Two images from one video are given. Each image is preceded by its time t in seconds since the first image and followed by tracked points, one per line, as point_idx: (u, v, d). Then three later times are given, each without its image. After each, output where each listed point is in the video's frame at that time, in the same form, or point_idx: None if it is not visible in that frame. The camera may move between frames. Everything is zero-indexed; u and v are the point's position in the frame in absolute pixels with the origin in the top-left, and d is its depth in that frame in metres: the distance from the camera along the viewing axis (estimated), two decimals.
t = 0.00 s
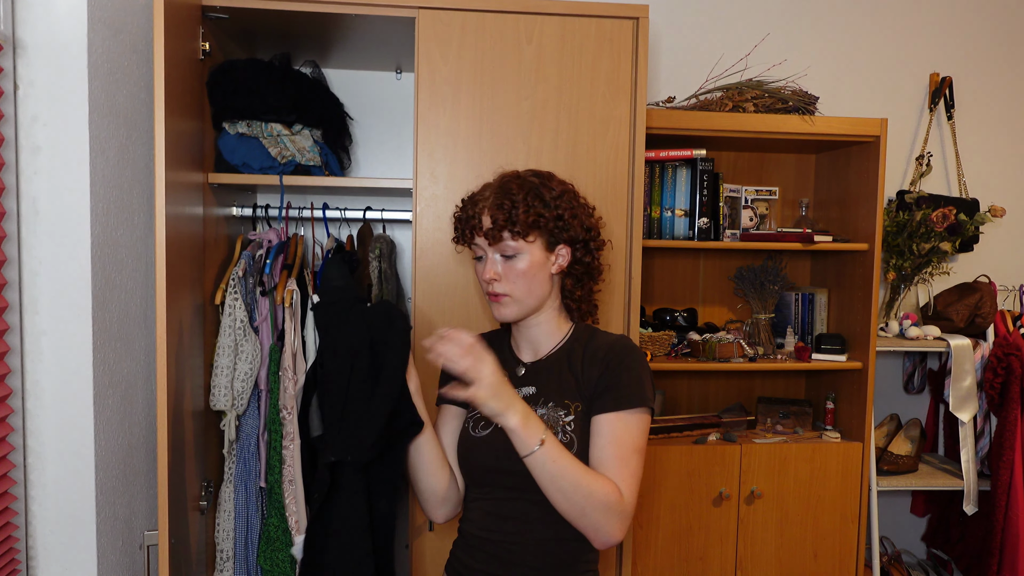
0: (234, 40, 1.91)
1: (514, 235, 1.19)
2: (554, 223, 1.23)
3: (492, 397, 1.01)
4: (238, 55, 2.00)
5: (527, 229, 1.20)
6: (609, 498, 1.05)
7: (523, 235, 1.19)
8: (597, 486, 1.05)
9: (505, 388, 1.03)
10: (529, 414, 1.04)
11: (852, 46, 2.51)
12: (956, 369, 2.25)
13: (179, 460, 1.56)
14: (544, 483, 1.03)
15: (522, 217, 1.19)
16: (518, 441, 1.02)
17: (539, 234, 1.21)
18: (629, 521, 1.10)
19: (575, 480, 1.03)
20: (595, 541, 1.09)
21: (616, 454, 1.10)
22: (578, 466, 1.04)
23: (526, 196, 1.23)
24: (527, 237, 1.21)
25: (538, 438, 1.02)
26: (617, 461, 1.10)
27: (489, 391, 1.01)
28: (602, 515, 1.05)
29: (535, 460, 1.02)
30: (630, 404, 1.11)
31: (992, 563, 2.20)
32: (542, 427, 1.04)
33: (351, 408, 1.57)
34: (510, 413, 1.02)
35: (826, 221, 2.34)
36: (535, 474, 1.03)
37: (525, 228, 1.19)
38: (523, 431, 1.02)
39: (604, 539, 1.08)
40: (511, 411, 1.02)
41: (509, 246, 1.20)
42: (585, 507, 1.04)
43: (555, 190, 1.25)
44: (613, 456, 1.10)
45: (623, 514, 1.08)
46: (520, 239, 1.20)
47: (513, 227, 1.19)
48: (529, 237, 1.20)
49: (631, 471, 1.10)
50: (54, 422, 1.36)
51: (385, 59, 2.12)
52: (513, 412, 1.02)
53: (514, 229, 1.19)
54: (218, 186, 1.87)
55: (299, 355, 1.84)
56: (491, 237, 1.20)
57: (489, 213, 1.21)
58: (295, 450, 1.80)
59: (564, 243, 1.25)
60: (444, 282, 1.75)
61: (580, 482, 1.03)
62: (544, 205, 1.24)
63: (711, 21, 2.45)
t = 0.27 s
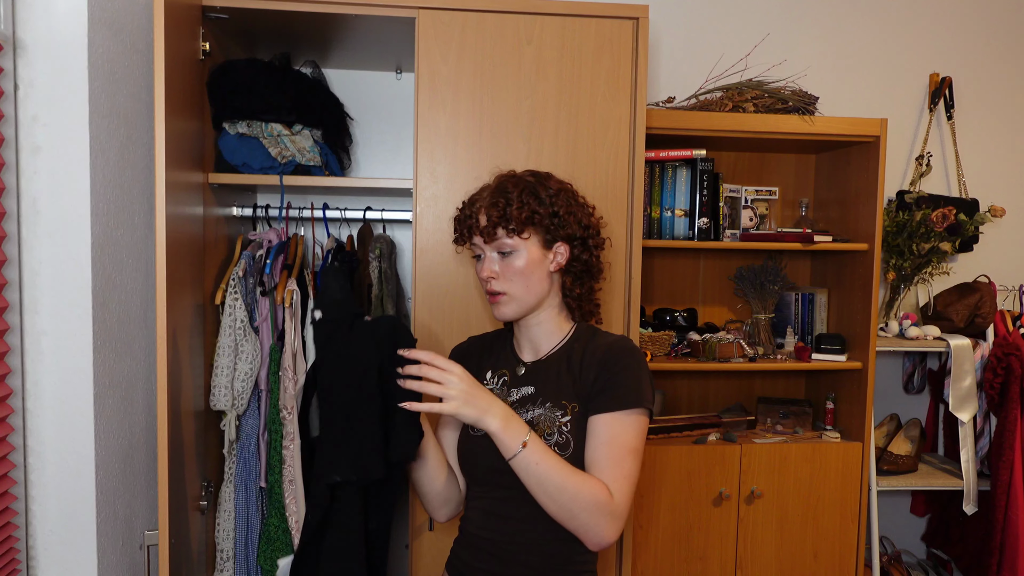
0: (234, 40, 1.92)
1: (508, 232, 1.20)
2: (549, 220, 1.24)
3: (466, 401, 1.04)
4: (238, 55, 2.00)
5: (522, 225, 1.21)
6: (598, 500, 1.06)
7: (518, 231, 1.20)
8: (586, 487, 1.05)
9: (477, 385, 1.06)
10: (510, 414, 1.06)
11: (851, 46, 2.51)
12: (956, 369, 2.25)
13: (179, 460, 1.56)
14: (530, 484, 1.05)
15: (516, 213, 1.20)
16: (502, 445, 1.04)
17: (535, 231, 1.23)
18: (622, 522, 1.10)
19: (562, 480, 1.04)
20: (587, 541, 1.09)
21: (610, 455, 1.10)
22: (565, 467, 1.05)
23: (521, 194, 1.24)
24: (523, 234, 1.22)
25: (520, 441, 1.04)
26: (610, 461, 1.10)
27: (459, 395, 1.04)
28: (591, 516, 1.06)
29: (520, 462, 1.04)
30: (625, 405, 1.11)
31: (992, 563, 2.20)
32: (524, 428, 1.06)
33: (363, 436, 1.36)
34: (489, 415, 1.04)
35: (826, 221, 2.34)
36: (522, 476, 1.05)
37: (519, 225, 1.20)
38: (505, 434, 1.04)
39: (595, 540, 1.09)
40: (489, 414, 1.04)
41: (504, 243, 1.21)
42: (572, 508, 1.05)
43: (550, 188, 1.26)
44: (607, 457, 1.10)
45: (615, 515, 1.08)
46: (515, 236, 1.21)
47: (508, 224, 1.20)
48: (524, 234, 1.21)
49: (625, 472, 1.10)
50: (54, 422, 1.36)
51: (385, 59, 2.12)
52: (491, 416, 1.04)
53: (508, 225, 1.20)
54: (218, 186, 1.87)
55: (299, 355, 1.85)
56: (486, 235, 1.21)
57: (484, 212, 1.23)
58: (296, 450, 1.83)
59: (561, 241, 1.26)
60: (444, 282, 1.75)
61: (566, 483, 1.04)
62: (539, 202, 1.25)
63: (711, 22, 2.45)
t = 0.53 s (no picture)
0: (234, 40, 1.92)
1: (520, 232, 1.20)
2: (559, 222, 1.25)
3: (461, 407, 1.03)
4: (238, 55, 2.00)
5: (534, 226, 1.21)
6: (596, 501, 1.05)
7: (530, 232, 1.21)
8: (584, 488, 1.05)
9: (478, 390, 1.04)
10: (509, 417, 1.05)
11: (851, 46, 2.51)
12: (956, 369, 2.25)
13: (179, 460, 1.56)
14: (527, 484, 1.05)
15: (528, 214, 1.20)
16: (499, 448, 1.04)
17: (546, 233, 1.23)
18: (621, 522, 1.09)
19: (560, 483, 1.04)
20: (585, 541, 1.09)
21: (609, 455, 1.10)
22: (563, 467, 1.05)
23: (532, 195, 1.25)
24: (534, 234, 1.22)
25: (516, 445, 1.04)
26: (609, 461, 1.10)
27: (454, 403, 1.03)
28: (590, 517, 1.05)
29: (517, 465, 1.03)
30: (625, 406, 1.11)
31: (992, 563, 2.20)
32: (522, 430, 1.05)
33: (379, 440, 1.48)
34: (487, 419, 1.03)
35: (826, 221, 2.34)
36: (520, 478, 1.05)
37: (531, 226, 1.21)
38: (501, 439, 1.03)
39: (596, 540, 1.08)
40: (485, 421, 1.03)
41: (514, 243, 1.21)
42: (571, 509, 1.05)
43: (560, 190, 1.27)
44: (606, 457, 1.10)
45: (615, 515, 1.07)
46: (526, 237, 1.21)
47: (520, 224, 1.21)
48: (535, 235, 1.22)
49: (624, 472, 1.10)
50: (54, 422, 1.37)
51: (385, 59, 2.12)
52: (489, 420, 1.03)
53: (520, 226, 1.21)
54: (218, 186, 1.87)
55: (299, 355, 1.84)
56: (498, 234, 1.21)
57: (496, 211, 1.23)
58: (295, 450, 1.81)
59: (569, 243, 1.26)
60: (444, 282, 1.75)
61: (564, 484, 1.04)
62: (550, 204, 1.26)
63: (711, 22, 2.45)
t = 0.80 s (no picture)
0: (234, 40, 1.92)
1: (539, 237, 1.20)
2: (575, 228, 1.25)
3: (482, 431, 1.00)
4: (238, 55, 2.00)
5: (553, 232, 1.21)
6: (611, 507, 1.06)
7: (549, 238, 1.21)
8: (598, 500, 1.05)
9: (502, 419, 1.01)
10: (530, 444, 1.03)
11: (851, 46, 2.51)
12: (956, 369, 2.25)
13: (179, 460, 1.56)
14: (547, 498, 1.06)
15: (549, 221, 1.20)
16: (520, 472, 1.04)
17: (562, 238, 1.24)
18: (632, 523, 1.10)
19: (576, 501, 1.05)
20: (599, 544, 1.10)
21: (619, 457, 1.10)
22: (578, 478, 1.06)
23: (551, 199, 1.24)
24: (551, 240, 1.22)
25: (538, 469, 1.03)
26: (620, 464, 1.10)
27: (474, 427, 1.00)
28: (605, 523, 1.06)
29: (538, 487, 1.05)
30: (631, 406, 1.11)
31: (992, 563, 2.20)
32: (543, 455, 1.04)
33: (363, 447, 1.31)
34: (506, 439, 1.01)
35: (826, 221, 2.34)
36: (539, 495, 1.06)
37: (551, 232, 1.21)
38: (522, 466, 1.03)
39: (610, 545, 1.10)
40: (504, 452, 1.01)
41: (531, 248, 1.21)
42: (587, 522, 1.06)
43: (577, 195, 1.27)
44: (616, 460, 1.10)
45: (626, 520, 1.08)
46: (544, 242, 1.21)
47: (539, 230, 1.20)
48: (553, 241, 1.22)
49: (634, 474, 1.10)
50: (54, 422, 1.37)
51: (385, 59, 2.12)
52: (511, 446, 1.01)
53: (540, 231, 1.21)
54: (218, 186, 1.87)
55: (299, 355, 1.84)
56: (517, 238, 1.21)
57: (515, 213, 1.21)
58: (295, 450, 1.82)
59: (580, 248, 1.27)
60: (444, 282, 1.75)
61: (580, 493, 1.05)
62: (568, 209, 1.25)
63: (711, 22, 2.45)
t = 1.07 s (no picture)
0: (234, 40, 1.92)
1: (553, 239, 1.20)
2: (587, 229, 1.25)
3: (477, 438, 1.02)
4: (238, 55, 2.00)
5: (566, 234, 1.21)
6: (613, 510, 1.06)
7: (562, 240, 1.20)
8: (601, 503, 1.06)
9: (490, 423, 1.03)
10: (526, 447, 1.05)
11: (851, 46, 2.51)
12: (956, 369, 2.25)
13: (179, 460, 1.56)
14: (547, 503, 1.06)
15: (564, 222, 1.20)
16: (517, 480, 1.05)
17: (574, 240, 1.23)
18: (637, 526, 1.10)
19: (577, 505, 1.05)
20: (604, 548, 1.10)
21: (623, 461, 1.11)
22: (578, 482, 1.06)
23: (564, 200, 1.23)
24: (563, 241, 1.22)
25: (534, 476, 1.05)
26: (621, 467, 1.10)
27: (466, 436, 1.02)
28: (608, 525, 1.07)
29: (537, 493, 1.05)
30: (635, 409, 1.11)
31: (992, 563, 2.20)
32: (538, 460, 1.05)
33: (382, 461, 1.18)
34: (503, 443, 1.03)
35: (826, 221, 2.34)
36: (540, 501, 1.07)
37: (564, 234, 1.20)
38: (517, 473, 1.04)
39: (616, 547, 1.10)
40: (498, 459, 1.03)
41: (543, 248, 1.21)
42: (590, 524, 1.06)
43: (589, 196, 1.27)
44: (620, 464, 1.11)
45: (630, 522, 1.09)
46: (557, 243, 1.21)
47: (553, 231, 1.20)
48: (565, 243, 1.21)
49: (636, 477, 1.10)
50: (54, 422, 1.36)
51: (385, 59, 2.12)
52: (507, 451, 1.03)
53: (553, 232, 1.20)
54: (218, 186, 1.87)
55: (299, 355, 1.85)
56: (531, 238, 1.19)
57: (529, 213, 1.20)
58: (295, 450, 1.84)
59: (590, 249, 1.28)
60: (445, 282, 1.75)
61: (581, 497, 1.05)
62: (580, 210, 1.26)
63: (711, 22, 2.45)
